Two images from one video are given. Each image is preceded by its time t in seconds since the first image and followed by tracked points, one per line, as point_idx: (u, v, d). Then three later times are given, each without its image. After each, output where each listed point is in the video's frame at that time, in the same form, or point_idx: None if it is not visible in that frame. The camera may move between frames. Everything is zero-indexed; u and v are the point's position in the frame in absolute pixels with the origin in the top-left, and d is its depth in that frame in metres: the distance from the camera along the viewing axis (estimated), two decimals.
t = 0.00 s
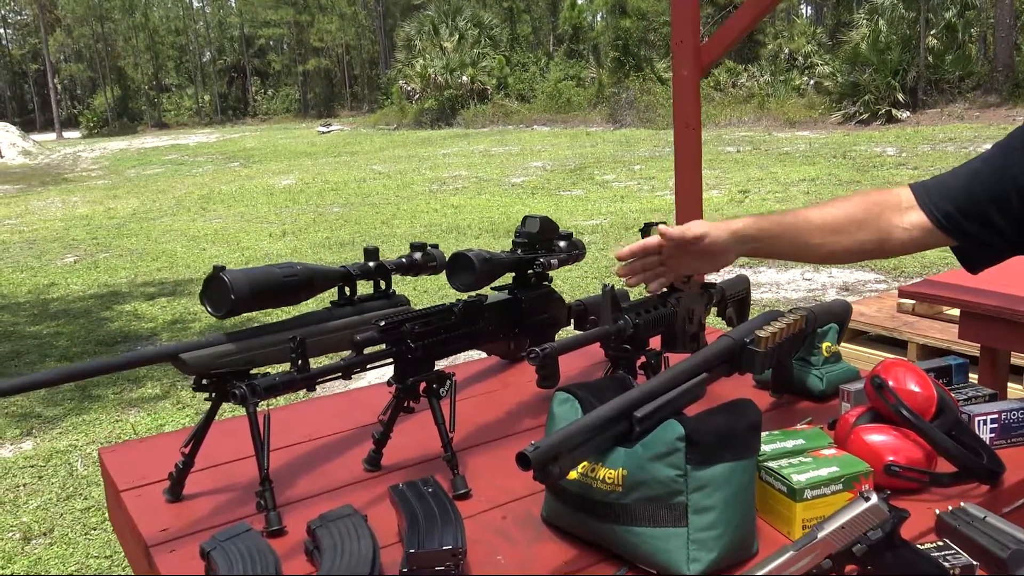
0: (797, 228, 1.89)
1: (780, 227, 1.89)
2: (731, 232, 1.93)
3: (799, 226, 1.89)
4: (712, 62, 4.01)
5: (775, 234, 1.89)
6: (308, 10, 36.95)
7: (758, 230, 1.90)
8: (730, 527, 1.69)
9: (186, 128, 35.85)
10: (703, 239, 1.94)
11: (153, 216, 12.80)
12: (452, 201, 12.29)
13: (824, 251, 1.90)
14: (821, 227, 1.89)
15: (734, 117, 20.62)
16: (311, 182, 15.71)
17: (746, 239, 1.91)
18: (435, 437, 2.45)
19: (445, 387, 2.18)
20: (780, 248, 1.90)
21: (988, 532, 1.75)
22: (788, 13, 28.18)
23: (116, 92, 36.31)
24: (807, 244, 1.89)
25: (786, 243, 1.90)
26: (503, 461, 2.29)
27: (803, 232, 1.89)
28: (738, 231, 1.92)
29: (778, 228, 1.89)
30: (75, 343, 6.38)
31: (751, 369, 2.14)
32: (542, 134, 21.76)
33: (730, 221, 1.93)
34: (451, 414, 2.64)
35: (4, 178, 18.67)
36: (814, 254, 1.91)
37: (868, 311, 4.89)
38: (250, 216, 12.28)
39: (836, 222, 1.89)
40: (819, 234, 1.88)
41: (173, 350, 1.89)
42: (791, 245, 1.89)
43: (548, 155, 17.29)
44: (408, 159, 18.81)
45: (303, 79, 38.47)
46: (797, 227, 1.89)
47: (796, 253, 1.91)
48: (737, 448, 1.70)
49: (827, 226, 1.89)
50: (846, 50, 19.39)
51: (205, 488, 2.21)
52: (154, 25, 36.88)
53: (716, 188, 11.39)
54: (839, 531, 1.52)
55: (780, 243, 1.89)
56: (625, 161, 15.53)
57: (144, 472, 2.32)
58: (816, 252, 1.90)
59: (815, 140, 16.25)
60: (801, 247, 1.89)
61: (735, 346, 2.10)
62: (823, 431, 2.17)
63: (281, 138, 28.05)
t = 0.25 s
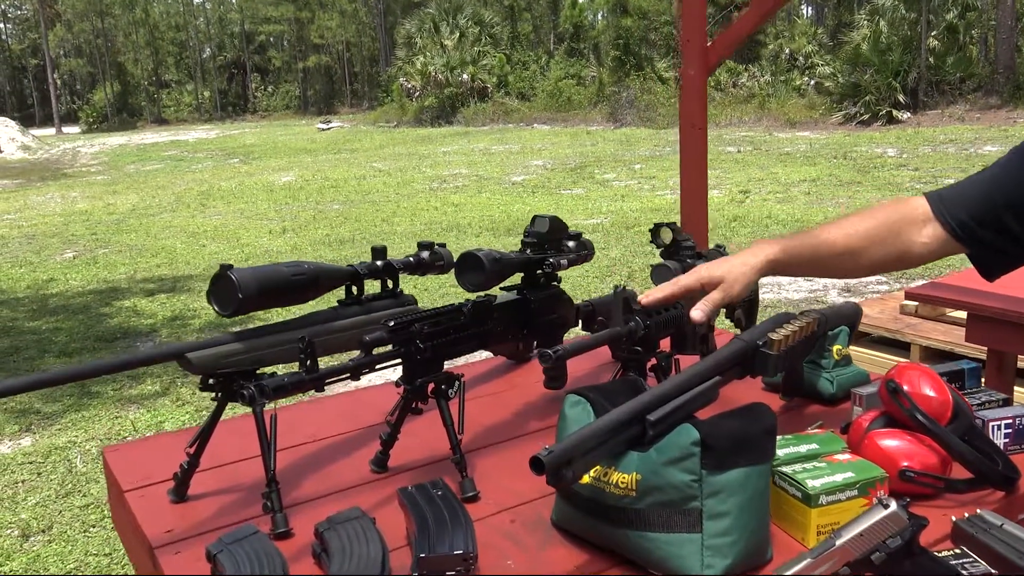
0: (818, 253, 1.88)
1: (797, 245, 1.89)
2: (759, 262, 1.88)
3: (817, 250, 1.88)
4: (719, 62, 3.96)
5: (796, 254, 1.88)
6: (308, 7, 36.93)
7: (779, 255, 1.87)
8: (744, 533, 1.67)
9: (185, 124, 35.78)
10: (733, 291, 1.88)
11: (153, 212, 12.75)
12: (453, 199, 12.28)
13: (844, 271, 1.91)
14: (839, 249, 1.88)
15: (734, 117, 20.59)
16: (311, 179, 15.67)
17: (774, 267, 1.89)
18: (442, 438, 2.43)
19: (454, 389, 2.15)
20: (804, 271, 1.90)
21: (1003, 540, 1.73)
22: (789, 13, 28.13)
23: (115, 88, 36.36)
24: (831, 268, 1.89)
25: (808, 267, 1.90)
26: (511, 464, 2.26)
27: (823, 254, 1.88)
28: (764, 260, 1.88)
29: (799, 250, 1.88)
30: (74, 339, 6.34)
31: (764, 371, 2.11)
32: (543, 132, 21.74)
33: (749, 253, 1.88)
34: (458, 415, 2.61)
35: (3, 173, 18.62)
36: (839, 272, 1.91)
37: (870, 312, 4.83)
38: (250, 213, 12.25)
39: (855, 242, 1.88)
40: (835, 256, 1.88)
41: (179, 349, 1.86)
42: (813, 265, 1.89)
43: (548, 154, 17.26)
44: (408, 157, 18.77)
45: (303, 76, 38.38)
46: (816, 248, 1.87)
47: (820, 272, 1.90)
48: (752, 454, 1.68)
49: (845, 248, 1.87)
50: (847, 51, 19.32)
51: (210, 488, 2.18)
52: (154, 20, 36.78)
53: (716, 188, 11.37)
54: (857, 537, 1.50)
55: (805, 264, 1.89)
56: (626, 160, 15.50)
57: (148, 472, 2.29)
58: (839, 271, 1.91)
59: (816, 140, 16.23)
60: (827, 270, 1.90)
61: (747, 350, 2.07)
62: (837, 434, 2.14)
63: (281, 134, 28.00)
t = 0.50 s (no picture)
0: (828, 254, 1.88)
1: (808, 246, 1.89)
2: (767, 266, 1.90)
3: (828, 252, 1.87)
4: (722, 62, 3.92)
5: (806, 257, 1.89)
6: (305, 5, 36.83)
7: (789, 257, 1.89)
8: (757, 537, 1.65)
9: (181, 122, 35.68)
10: (746, 297, 1.91)
11: (149, 210, 12.70)
12: (450, 198, 12.26)
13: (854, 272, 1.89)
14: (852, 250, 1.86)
15: (731, 117, 20.54)
16: (308, 178, 15.62)
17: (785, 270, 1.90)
18: (447, 439, 2.41)
19: (461, 390, 2.13)
20: (814, 270, 1.90)
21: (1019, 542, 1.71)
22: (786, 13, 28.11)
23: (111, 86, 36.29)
24: (841, 269, 1.89)
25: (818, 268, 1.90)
26: (518, 467, 2.25)
27: (832, 256, 1.87)
28: (773, 263, 1.89)
29: (807, 252, 1.88)
30: (70, 338, 6.29)
31: (774, 373, 2.09)
32: (540, 131, 21.70)
33: (759, 258, 1.90)
34: (464, 416, 2.59)
35: None
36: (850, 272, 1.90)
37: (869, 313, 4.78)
38: (246, 211, 12.21)
39: (865, 243, 1.86)
40: (847, 258, 1.87)
41: (184, 350, 1.84)
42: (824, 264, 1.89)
43: (545, 153, 17.23)
44: (405, 155, 18.72)
45: (300, 74, 38.29)
46: (826, 251, 1.87)
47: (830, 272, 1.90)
48: (765, 456, 1.66)
49: (854, 249, 1.86)
50: (844, 52, 19.31)
51: (214, 490, 2.16)
52: (150, 18, 36.64)
53: (714, 188, 11.36)
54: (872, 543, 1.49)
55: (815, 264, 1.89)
56: (623, 159, 15.48)
57: (151, 473, 2.27)
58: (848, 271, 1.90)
59: (813, 141, 16.22)
60: (836, 272, 1.90)
61: (757, 351, 2.06)
62: (848, 436, 2.13)
63: (277, 133, 27.92)
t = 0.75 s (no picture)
0: (829, 248, 1.86)
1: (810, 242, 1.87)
2: (768, 261, 1.86)
3: (829, 247, 1.86)
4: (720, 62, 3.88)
5: (808, 251, 1.86)
6: (298, 4, 36.79)
7: (789, 252, 1.86)
8: (766, 538, 1.64)
9: (174, 122, 35.54)
10: (746, 290, 1.87)
11: (141, 211, 12.64)
12: (444, 197, 12.24)
13: (853, 267, 1.88)
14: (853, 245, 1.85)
15: (724, 116, 20.56)
16: (301, 178, 15.57)
17: (788, 264, 1.87)
18: (449, 441, 2.39)
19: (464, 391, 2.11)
20: (814, 264, 1.87)
21: None
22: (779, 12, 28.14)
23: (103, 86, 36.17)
24: (841, 264, 1.87)
25: (819, 261, 1.87)
26: (521, 468, 2.23)
27: (833, 250, 1.85)
28: (775, 258, 1.86)
29: (809, 246, 1.86)
30: (63, 339, 6.25)
31: (777, 373, 2.09)
32: (533, 131, 21.68)
33: (760, 252, 1.86)
34: (465, 417, 2.57)
35: None
36: (848, 268, 1.88)
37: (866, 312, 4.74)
38: (240, 211, 12.17)
39: (866, 238, 1.85)
40: (850, 252, 1.85)
41: (184, 353, 1.82)
42: (824, 260, 1.87)
43: (539, 152, 17.23)
44: (399, 155, 18.70)
45: (293, 74, 38.18)
46: (827, 245, 1.85)
47: (828, 267, 1.88)
48: (773, 457, 1.65)
49: (855, 245, 1.84)
50: (837, 51, 19.34)
51: (213, 494, 2.13)
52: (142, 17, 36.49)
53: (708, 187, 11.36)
54: (884, 544, 1.48)
55: (816, 259, 1.86)
56: (617, 158, 15.48)
57: (149, 476, 2.24)
58: (846, 266, 1.88)
59: (806, 140, 16.25)
60: (837, 265, 1.87)
61: (761, 351, 2.04)
62: (852, 435, 2.12)
63: (270, 133, 27.85)
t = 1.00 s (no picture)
0: (827, 248, 1.80)
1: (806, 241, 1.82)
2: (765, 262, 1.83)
3: (826, 246, 1.80)
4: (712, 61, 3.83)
5: (805, 250, 1.81)
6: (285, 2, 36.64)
7: (788, 251, 1.81)
8: (767, 541, 1.62)
9: (160, 120, 35.26)
10: (746, 290, 1.84)
11: (128, 209, 12.53)
12: (433, 196, 12.20)
13: (850, 268, 1.83)
14: (852, 244, 1.80)
15: (712, 115, 20.58)
16: (289, 177, 15.48)
17: (787, 263, 1.83)
18: (444, 442, 2.36)
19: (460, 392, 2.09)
20: (812, 264, 1.82)
21: None
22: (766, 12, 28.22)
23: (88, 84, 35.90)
24: (840, 265, 1.82)
25: (816, 263, 1.83)
26: (517, 469, 2.21)
27: (833, 251, 1.80)
28: (772, 257, 1.82)
29: (807, 245, 1.81)
30: (49, 339, 6.17)
31: (776, 373, 2.08)
32: (521, 130, 21.65)
33: (759, 251, 1.83)
34: (461, 418, 2.55)
35: None
36: (844, 268, 1.83)
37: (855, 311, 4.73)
38: (227, 210, 12.09)
39: (865, 237, 1.80)
40: (851, 251, 1.80)
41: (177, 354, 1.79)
42: (822, 258, 1.81)
43: (527, 152, 17.20)
44: (387, 154, 18.63)
45: (280, 73, 37.98)
46: (825, 245, 1.80)
47: (826, 265, 1.83)
48: (774, 458, 1.63)
49: (854, 244, 1.80)
50: (823, 51, 19.41)
51: (205, 496, 2.10)
52: (128, 15, 36.20)
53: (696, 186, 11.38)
54: (889, 546, 1.49)
55: (815, 257, 1.81)
56: (606, 158, 15.47)
57: (140, 479, 2.21)
58: (843, 266, 1.83)
59: (794, 139, 16.32)
60: (835, 266, 1.82)
61: (760, 352, 2.02)
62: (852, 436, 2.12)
63: (258, 131, 27.71)
